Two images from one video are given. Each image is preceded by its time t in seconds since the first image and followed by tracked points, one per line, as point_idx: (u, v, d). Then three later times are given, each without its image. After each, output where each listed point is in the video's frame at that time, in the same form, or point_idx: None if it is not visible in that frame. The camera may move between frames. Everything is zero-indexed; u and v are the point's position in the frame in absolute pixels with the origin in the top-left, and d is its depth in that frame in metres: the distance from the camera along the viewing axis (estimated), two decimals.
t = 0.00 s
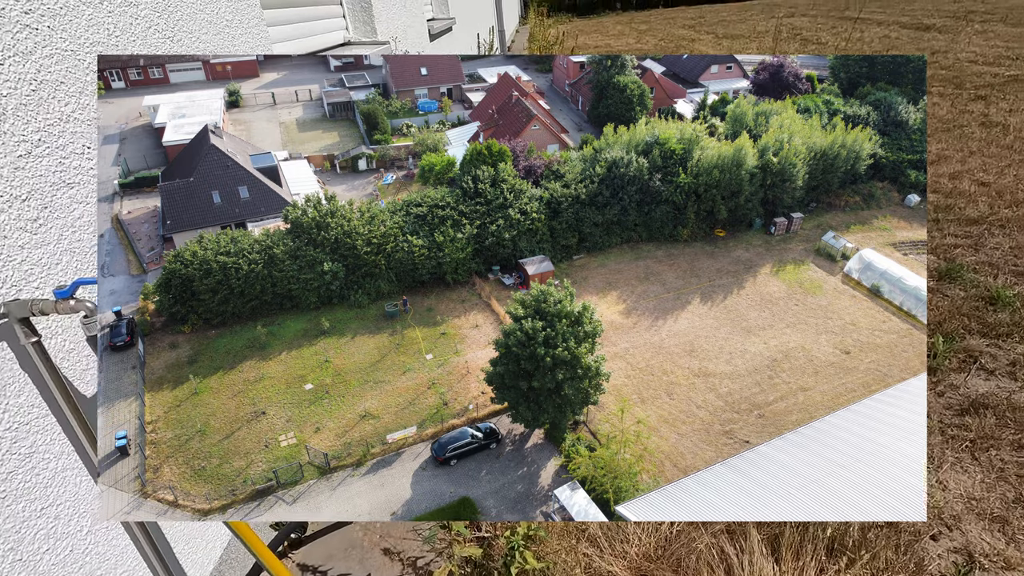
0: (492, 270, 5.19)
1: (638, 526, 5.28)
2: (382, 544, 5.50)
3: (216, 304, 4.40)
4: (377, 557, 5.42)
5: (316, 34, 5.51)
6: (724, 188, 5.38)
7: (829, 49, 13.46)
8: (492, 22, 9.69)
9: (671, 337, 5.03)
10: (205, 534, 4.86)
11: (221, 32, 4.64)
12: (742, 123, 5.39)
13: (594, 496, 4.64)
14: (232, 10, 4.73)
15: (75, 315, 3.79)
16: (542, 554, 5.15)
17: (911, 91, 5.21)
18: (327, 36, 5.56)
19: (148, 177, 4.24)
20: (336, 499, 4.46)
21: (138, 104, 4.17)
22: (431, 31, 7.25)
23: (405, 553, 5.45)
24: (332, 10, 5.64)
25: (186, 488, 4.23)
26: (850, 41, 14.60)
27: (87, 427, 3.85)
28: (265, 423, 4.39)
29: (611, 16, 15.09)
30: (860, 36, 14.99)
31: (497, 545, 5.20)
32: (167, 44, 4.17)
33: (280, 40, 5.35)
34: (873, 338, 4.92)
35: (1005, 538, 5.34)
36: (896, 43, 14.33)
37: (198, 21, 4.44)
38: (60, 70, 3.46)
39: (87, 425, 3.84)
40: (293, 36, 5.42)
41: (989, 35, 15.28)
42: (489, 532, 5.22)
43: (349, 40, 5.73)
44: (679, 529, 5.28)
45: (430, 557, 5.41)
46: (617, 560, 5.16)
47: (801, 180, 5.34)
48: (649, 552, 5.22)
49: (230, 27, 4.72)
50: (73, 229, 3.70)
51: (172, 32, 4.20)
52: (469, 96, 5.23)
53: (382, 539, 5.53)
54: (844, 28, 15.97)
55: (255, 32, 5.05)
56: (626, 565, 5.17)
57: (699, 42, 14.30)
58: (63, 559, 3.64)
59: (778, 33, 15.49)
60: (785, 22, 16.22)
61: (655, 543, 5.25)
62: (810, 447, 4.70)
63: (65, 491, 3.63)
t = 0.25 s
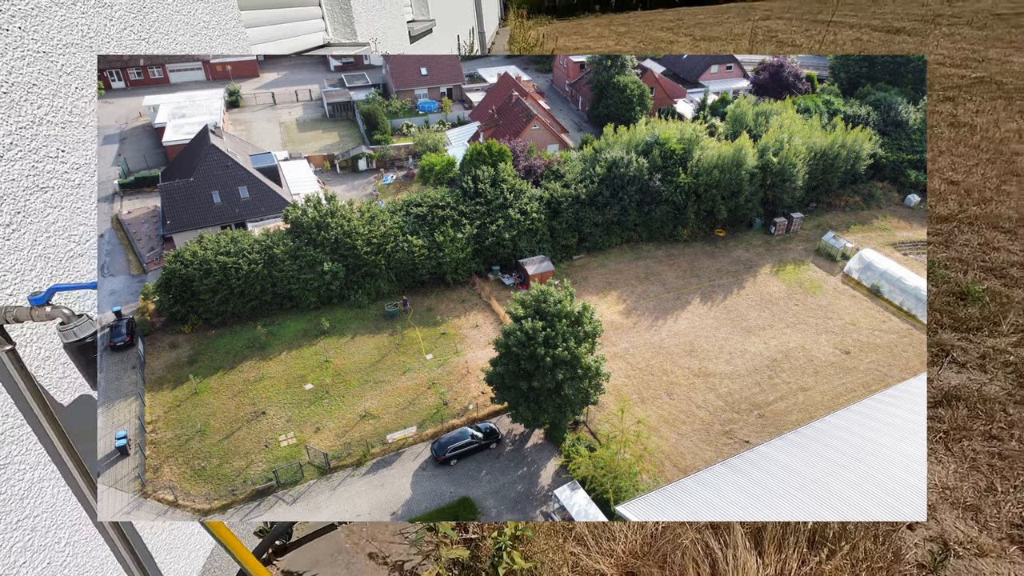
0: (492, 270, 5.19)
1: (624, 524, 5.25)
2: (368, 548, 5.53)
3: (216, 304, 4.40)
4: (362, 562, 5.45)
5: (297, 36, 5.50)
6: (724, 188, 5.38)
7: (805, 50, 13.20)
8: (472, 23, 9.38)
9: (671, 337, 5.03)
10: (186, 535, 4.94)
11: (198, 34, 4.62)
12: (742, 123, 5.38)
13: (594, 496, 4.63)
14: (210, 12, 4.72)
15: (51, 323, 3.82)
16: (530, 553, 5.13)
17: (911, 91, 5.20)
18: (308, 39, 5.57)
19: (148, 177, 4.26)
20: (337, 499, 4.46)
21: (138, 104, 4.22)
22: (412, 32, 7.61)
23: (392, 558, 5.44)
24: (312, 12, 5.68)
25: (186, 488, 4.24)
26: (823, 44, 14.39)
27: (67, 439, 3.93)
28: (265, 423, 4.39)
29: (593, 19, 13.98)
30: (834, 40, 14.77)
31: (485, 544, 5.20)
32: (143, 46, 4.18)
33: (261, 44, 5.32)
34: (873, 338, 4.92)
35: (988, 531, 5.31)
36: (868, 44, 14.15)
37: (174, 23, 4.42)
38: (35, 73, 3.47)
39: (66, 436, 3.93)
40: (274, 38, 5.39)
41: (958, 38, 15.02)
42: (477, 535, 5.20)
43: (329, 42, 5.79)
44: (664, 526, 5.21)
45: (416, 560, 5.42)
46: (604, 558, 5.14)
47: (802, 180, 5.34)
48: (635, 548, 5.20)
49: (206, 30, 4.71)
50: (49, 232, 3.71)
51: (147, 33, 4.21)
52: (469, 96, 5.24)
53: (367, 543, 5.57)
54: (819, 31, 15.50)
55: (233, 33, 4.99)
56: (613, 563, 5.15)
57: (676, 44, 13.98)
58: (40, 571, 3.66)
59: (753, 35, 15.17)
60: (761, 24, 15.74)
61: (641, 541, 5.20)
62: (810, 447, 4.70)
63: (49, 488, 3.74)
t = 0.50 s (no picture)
0: (492, 270, 5.20)
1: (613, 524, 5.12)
2: (357, 553, 5.24)
3: (216, 304, 4.40)
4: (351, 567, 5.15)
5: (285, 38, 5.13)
6: (724, 188, 5.38)
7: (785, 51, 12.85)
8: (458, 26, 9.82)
9: (671, 337, 5.03)
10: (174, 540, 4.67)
11: (179, 36, 4.21)
12: (742, 123, 5.39)
13: (594, 496, 4.62)
14: (192, 14, 4.33)
15: (28, 331, 3.42)
16: (518, 556, 4.97)
17: (911, 91, 5.21)
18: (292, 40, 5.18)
19: (148, 177, 4.25)
20: (337, 499, 4.45)
21: (138, 104, 4.18)
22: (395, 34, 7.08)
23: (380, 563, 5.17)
24: (296, 13, 5.30)
25: (186, 488, 4.23)
26: (804, 45, 14.07)
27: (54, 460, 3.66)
28: (266, 423, 4.39)
29: (577, 20, 14.21)
30: (813, 41, 14.52)
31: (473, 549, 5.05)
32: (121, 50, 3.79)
33: (244, 47, 4.90)
34: (873, 338, 4.92)
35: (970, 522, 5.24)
36: (845, 45, 13.89)
37: (154, 26, 4.00)
38: (8, 77, 3.10)
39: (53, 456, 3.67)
40: (257, 40, 4.98)
41: (932, 41, 15.06)
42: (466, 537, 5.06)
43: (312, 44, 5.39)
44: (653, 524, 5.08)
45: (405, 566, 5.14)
46: (593, 558, 4.98)
47: (801, 180, 5.34)
48: (624, 548, 5.06)
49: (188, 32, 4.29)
50: (27, 240, 3.30)
51: (126, 35, 3.79)
52: (469, 96, 5.28)
53: (355, 547, 5.28)
54: (798, 32, 15.37)
55: (215, 35, 4.62)
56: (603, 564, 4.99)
57: (660, 47, 13.66)
58: None
59: (735, 36, 14.93)
60: (743, 26, 15.44)
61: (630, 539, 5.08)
62: (810, 447, 4.69)
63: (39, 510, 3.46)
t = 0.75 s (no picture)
0: (492, 270, 5.23)
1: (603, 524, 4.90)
2: (347, 558, 4.94)
3: (216, 304, 4.40)
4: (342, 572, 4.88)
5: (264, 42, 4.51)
6: (724, 188, 5.38)
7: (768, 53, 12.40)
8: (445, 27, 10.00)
9: (671, 337, 5.02)
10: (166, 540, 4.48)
11: (162, 41, 3.85)
12: (742, 123, 5.40)
13: (593, 496, 4.59)
14: (173, 18, 3.89)
15: (9, 340, 3.23)
16: (509, 557, 4.84)
17: (911, 91, 5.21)
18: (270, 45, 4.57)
19: (148, 177, 4.27)
20: (336, 499, 4.43)
21: (138, 104, 4.12)
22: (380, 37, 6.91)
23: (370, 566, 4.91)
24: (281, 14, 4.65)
25: (186, 488, 4.23)
26: (786, 47, 13.64)
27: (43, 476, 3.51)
28: (266, 423, 4.39)
29: (562, 22, 14.43)
30: (794, 42, 13.94)
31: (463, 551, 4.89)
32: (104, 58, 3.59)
33: (233, 49, 4.37)
34: (873, 338, 4.92)
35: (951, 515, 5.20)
36: (826, 46, 13.40)
37: (136, 33, 3.71)
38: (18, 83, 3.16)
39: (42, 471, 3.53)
40: (240, 45, 4.39)
41: (909, 41, 14.17)
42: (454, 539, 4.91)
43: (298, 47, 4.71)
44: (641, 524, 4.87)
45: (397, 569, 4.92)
46: (584, 559, 4.78)
47: (801, 180, 5.34)
48: (614, 547, 4.85)
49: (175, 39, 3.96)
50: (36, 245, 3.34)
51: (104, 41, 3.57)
52: (469, 96, 5.29)
53: (346, 552, 4.98)
54: (781, 34, 15.01)
55: (196, 40, 4.12)
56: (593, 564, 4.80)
57: (646, 47, 13.02)
58: None
59: (720, 38, 14.47)
60: (727, 27, 15.13)
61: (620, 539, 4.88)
62: (810, 447, 4.67)
63: (25, 522, 3.34)
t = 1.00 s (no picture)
0: (492, 270, 5.20)
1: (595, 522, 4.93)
2: (338, 560, 4.91)
3: (216, 304, 4.40)
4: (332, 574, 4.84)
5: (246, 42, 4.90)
6: (724, 188, 5.38)
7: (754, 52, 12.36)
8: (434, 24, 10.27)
9: (671, 337, 5.02)
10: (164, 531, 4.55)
11: (145, 38, 4.15)
12: (742, 123, 5.39)
13: (593, 496, 4.60)
14: (156, 16, 4.23)
15: None
16: (501, 557, 4.81)
17: (911, 91, 5.22)
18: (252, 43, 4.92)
19: (148, 177, 4.28)
20: (337, 499, 4.43)
21: (139, 104, 4.23)
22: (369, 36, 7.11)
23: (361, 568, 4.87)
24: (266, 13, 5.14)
25: (186, 488, 4.23)
26: (773, 46, 13.61)
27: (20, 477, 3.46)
28: (266, 423, 4.39)
29: (552, 22, 14.55)
30: (782, 41, 13.97)
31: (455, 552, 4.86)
32: (84, 53, 3.76)
33: (213, 49, 4.74)
34: (873, 338, 4.92)
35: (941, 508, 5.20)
36: (814, 46, 13.33)
37: (118, 28, 3.95)
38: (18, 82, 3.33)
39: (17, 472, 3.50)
40: (225, 43, 4.80)
41: (896, 41, 14.15)
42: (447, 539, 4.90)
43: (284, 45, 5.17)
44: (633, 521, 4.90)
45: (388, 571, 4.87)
46: (575, 557, 4.80)
47: (802, 180, 5.34)
48: (606, 546, 4.86)
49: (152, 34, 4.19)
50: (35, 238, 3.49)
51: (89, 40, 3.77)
52: (469, 96, 5.38)
53: (336, 554, 4.94)
54: (770, 34, 14.94)
55: (182, 38, 4.48)
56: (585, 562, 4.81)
57: (635, 47, 13.04)
58: None
59: (709, 37, 14.41)
60: (716, 27, 15.16)
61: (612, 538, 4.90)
62: (810, 447, 4.68)
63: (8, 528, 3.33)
